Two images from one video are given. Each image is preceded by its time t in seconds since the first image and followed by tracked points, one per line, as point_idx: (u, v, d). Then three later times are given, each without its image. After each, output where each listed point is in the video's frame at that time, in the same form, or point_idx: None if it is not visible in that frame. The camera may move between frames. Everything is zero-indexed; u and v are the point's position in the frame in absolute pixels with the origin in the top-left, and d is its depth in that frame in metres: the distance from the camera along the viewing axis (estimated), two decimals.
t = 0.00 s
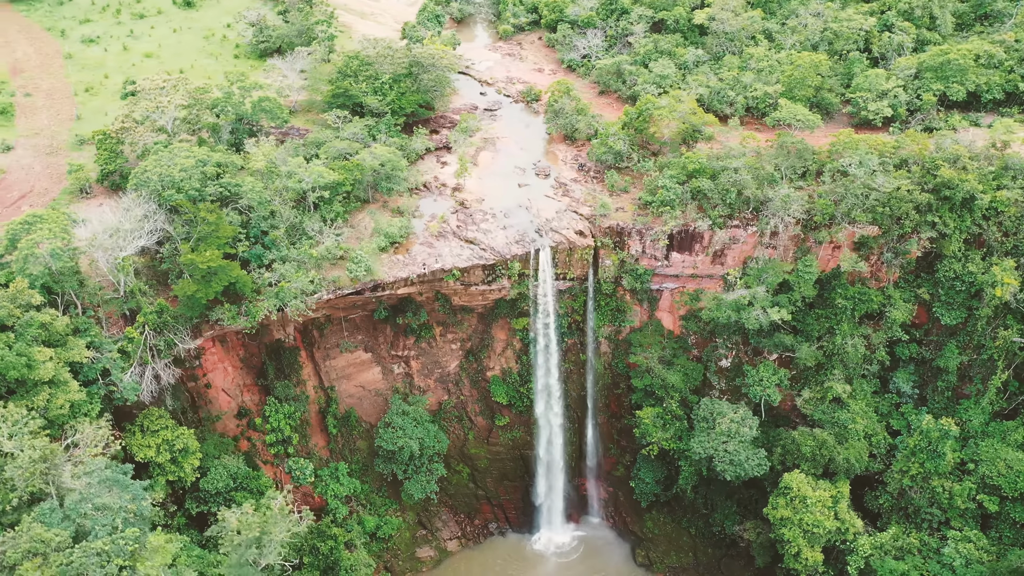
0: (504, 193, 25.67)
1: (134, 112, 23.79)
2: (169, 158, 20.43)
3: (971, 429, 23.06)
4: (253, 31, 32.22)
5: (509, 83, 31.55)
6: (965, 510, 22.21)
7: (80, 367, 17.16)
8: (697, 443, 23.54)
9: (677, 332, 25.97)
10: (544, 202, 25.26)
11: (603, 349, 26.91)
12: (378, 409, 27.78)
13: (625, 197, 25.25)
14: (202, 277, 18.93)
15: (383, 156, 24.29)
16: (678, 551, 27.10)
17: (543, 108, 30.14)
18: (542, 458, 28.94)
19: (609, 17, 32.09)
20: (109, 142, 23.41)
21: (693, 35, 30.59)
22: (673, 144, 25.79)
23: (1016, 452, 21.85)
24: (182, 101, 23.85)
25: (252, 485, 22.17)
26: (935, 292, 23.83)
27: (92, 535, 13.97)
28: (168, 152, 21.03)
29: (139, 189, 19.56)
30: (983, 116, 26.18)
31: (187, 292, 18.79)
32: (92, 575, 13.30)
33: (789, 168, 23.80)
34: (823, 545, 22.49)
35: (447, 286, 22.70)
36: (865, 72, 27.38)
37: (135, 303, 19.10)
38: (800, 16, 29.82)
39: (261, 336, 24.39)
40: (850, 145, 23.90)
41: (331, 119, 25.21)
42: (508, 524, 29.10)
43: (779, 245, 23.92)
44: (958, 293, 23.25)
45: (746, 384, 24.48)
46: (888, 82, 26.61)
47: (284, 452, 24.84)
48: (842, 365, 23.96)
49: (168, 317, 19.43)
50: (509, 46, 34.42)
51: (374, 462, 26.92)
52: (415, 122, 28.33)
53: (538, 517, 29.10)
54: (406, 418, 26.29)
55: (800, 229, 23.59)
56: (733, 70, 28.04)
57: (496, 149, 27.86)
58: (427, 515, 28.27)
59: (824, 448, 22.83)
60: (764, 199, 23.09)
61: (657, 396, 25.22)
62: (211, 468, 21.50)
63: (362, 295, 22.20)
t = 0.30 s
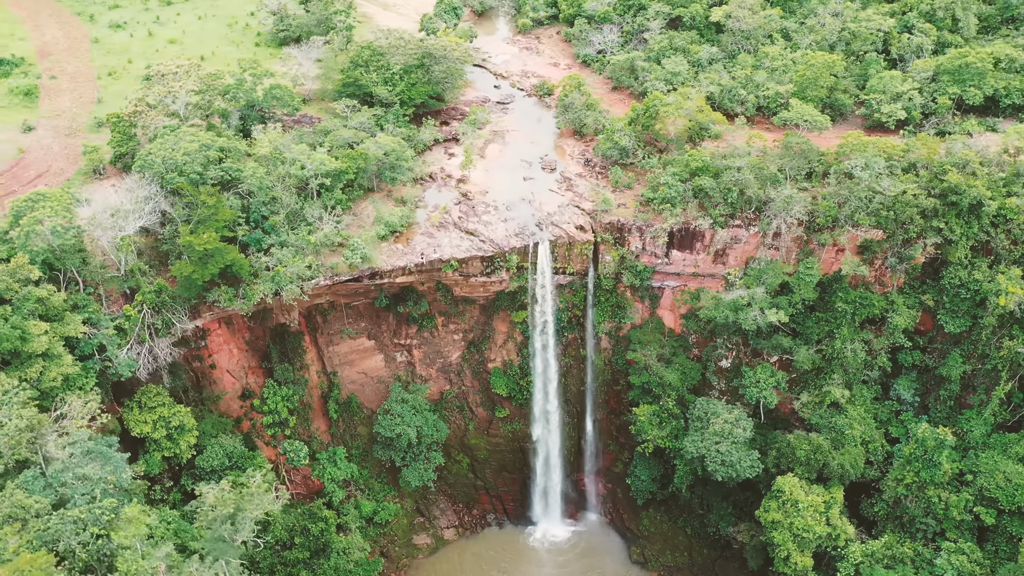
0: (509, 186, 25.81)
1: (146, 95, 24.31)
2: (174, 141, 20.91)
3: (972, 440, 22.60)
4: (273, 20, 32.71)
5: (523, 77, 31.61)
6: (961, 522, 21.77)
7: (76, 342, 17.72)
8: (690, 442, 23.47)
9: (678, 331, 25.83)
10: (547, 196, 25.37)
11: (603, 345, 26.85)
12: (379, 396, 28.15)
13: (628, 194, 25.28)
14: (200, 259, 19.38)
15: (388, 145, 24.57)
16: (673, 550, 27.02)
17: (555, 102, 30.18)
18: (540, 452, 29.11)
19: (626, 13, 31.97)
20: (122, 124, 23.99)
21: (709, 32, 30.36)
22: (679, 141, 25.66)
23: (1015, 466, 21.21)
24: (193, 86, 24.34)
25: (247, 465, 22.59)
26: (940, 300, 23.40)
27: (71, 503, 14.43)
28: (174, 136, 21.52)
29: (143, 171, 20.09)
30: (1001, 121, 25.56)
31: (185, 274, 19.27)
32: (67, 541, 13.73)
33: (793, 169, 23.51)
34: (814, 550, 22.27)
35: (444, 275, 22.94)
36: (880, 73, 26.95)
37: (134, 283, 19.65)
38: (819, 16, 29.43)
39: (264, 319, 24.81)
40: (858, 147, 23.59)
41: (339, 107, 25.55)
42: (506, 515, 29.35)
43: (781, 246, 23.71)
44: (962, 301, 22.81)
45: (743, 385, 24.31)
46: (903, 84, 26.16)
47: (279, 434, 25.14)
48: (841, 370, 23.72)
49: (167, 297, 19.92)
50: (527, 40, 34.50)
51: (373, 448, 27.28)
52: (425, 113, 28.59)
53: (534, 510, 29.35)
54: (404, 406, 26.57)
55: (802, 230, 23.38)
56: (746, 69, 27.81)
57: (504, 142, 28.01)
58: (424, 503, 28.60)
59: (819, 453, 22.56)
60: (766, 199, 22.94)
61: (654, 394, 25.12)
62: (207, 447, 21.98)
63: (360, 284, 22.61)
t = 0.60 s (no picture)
0: (513, 179, 25.94)
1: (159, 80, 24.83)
2: (180, 125, 21.38)
3: (970, 451, 22.12)
4: (294, 9, 33.15)
5: (538, 70, 31.64)
6: (956, 534, 21.23)
7: (73, 317, 18.26)
8: (682, 441, 23.41)
9: (679, 329, 25.71)
10: (551, 190, 25.46)
11: (603, 341, 26.77)
12: (382, 383, 28.47)
13: (631, 190, 25.27)
14: (198, 240, 19.81)
15: (393, 135, 24.84)
16: (668, 548, 26.85)
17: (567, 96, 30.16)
18: (539, 445, 29.25)
19: (644, 9, 31.82)
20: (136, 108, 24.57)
21: (726, 30, 30.10)
22: (686, 139, 25.51)
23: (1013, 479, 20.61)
24: (205, 72, 24.83)
25: (243, 444, 22.90)
26: (944, 307, 22.97)
27: (53, 471, 14.92)
28: (181, 120, 22.00)
29: (147, 153, 20.59)
30: (1019, 127, 24.92)
31: (183, 255, 19.73)
32: (45, 508, 14.22)
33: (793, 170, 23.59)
34: (803, 555, 22.02)
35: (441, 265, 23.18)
36: (895, 75, 26.50)
37: (135, 262, 20.16)
38: (838, 15, 29.01)
39: (267, 303, 25.21)
40: (865, 150, 23.28)
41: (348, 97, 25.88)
42: (504, 506, 29.65)
43: (784, 247, 23.48)
44: (965, 309, 22.35)
45: (740, 385, 24.18)
46: (918, 87, 25.71)
47: (277, 416, 25.38)
48: (840, 375, 23.46)
49: (166, 277, 20.41)
50: (545, 34, 34.52)
51: (374, 434, 27.62)
52: (435, 104, 28.81)
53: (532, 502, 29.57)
54: (404, 394, 26.85)
55: (804, 231, 23.13)
56: (759, 67, 27.54)
57: (512, 135, 28.11)
58: (423, 491, 28.86)
59: (813, 457, 22.32)
60: (767, 199, 22.79)
61: (652, 391, 25.03)
62: (205, 425, 22.41)
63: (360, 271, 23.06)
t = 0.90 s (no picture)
0: (517, 171, 26.10)
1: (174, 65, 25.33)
2: (187, 109, 21.84)
3: (968, 462, 21.69)
4: None
5: (552, 64, 31.64)
6: (948, 545, 20.89)
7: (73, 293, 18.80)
8: (675, 439, 23.31)
9: (681, 327, 25.45)
10: (554, 184, 25.59)
11: (603, 336, 26.76)
12: (385, 369, 28.71)
13: (634, 185, 25.33)
14: (197, 222, 20.24)
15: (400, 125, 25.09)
16: (662, 546, 26.81)
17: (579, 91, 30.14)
18: (539, 438, 29.35)
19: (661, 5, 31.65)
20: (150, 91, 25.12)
21: (742, 28, 29.81)
22: (692, 136, 25.36)
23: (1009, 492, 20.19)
24: (219, 58, 25.32)
25: (241, 425, 23.32)
26: (948, 314, 22.53)
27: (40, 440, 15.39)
28: (190, 104, 22.46)
29: (153, 136, 21.08)
30: None
31: (183, 236, 20.18)
32: (29, 474, 14.70)
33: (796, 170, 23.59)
34: (793, 558, 21.78)
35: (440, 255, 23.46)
36: (910, 77, 26.05)
37: (137, 241, 20.67)
38: (857, 15, 28.57)
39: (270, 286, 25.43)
40: (871, 153, 22.97)
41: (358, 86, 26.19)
42: (502, 497, 29.87)
43: (786, 248, 23.25)
44: (968, 317, 21.91)
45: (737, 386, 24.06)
46: (933, 89, 25.24)
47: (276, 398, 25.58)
48: (837, 379, 23.24)
49: (168, 257, 20.91)
50: (563, 28, 34.51)
51: (374, 420, 27.99)
52: (445, 95, 29.01)
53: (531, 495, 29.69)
54: (404, 381, 27.09)
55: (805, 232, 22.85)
56: (772, 66, 27.28)
57: (520, 128, 28.21)
58: (423, 478, 29.29)
59: (806, 460, 22.09)
60: (768, 199, 22.60)
61: (649, 389, 24.86)
62: (203, 403, 22.80)
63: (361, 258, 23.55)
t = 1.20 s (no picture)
0: (522, 165, 26.34)
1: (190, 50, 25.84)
2: (195, 94, 22.27)
3: (964, 473, 21.26)
4: None
5: (567, 58, 31.60)
6: (938, 556, 20.54)
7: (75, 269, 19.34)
8: (668, 437, 23.23)
9: (681, 325, 25.20)
10: (558, 179, 25.87)
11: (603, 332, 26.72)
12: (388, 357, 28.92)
13: (636, 182, 25.46)
14: (198, 205, 20.67)
15: (406, 114, 25.32)
16: (657, 544, 26.71)
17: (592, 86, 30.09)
18: (539, 430, 29.56)
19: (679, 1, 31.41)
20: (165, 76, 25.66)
21: (759, 26, 29.48)
22: (699, 134, 25.18)
23: (1004, 505, 19.77)
24: (232, 44, 25.75)
25: (239, 405, 23.74)
26: (950, 322, 22.09)
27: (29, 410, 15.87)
28: (199, 88, 22.92)
29: (160, 118, 21.54)
30: None
31: (184, 218, 20.62)
32: (15, 442, 15.19)
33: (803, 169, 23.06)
34: (780, 562, 21.60)
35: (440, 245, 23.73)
36: (926, 79, 25.55)
37: (140, 221, 21.17)
38: (876, 15, 28.08)
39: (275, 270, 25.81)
40: (878, 155, 22.61)
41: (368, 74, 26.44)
42: (501, 488, 30.00)
43: (787, 250, 23.01)
44: (970, 326, 21.45)
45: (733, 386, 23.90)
46: (948, 92, 24.70)
47: (277, 380, 25.85)
48: (833, 383, 23.06)
49: (170, 239, 21.41)
50: (582, 22, 34.44)
51: (375, 407, 28.30)
52: (456, 87, 29.20)
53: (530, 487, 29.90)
54: (405, 369, 27.32)
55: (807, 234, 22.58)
56: (785, 66, 26.98)
57: (529, 121, 28.32)
58: (423, 466, 29.51)
59: (797, 464, 21.89)
60: (770, 199, 22.35)
61: (646, 386, 24.73)
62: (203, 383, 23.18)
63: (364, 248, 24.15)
